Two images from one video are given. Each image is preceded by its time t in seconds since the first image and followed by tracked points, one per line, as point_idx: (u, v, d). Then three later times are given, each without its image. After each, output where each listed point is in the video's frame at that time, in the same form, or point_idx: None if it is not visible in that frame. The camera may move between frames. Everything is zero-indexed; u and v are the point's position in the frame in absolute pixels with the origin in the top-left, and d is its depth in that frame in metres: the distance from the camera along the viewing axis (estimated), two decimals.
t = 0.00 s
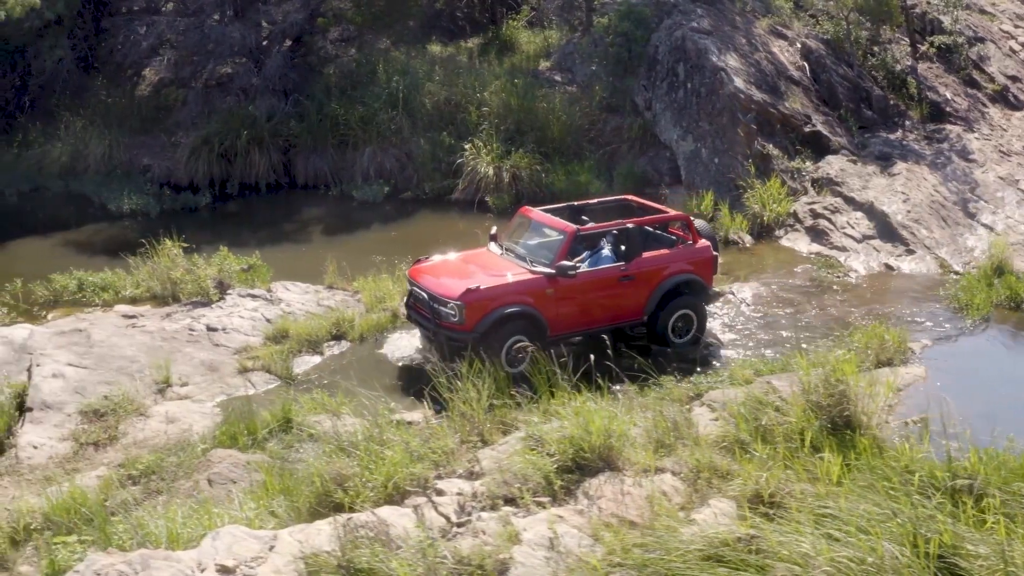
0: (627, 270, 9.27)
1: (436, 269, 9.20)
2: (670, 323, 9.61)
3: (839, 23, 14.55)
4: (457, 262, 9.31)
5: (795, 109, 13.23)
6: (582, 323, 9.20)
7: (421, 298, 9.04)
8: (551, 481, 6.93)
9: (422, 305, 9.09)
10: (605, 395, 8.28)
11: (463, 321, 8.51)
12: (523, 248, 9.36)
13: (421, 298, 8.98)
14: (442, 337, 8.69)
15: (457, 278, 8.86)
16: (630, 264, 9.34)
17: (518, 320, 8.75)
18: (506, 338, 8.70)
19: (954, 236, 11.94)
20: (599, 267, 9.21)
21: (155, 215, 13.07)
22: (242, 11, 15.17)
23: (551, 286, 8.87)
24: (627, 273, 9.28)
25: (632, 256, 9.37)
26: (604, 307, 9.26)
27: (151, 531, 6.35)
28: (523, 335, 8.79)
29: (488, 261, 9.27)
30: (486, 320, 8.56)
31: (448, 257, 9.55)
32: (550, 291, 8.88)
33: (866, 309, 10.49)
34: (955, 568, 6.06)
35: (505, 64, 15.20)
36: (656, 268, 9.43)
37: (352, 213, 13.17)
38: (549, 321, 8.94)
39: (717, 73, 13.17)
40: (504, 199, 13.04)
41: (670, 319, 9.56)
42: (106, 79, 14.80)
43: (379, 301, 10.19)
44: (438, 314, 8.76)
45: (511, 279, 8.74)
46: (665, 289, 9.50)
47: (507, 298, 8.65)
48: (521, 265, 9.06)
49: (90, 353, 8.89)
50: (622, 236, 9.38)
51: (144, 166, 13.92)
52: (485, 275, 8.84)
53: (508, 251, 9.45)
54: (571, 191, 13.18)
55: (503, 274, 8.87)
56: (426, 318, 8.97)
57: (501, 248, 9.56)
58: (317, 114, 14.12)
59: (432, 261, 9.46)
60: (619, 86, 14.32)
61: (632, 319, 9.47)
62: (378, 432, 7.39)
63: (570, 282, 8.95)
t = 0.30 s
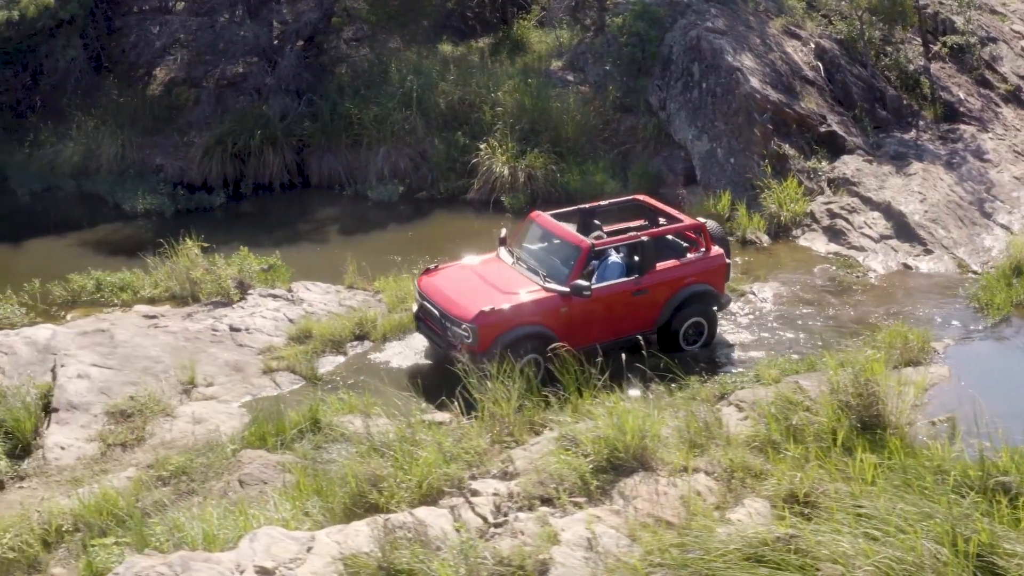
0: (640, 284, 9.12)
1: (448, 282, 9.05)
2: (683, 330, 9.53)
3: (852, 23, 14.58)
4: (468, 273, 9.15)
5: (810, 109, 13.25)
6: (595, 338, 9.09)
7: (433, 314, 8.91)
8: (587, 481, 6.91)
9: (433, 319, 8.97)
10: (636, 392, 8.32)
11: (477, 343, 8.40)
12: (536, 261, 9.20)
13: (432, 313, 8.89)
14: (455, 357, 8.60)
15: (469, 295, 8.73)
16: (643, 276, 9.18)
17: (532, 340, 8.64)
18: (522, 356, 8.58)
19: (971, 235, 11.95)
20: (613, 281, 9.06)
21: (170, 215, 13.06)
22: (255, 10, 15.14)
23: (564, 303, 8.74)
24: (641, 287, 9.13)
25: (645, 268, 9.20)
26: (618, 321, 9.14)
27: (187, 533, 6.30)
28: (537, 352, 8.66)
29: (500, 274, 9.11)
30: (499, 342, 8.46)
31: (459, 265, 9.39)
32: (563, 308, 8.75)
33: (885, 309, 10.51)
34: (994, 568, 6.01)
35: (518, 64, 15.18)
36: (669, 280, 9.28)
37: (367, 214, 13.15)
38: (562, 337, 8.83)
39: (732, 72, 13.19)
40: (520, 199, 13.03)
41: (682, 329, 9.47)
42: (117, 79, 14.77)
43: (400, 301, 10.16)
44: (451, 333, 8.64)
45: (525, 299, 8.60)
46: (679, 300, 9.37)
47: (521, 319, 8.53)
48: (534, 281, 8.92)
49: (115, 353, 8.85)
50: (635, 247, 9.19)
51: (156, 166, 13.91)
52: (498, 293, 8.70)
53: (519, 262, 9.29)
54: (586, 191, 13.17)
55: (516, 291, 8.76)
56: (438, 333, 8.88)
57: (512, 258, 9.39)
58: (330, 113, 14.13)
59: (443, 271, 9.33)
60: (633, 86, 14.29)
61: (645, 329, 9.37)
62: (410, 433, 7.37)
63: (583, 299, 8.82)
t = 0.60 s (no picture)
0: (646, 291, 9.09)
1: (452, 289, 8.99)
2: (688, 336, 9.51)
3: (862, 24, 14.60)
4: (473, 281, 9.11)
5: (823, 109, 13.27)
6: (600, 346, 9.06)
7: (438, 322, 8.85)
8: (616, 481, 6.91)
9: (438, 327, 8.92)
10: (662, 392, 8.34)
11: (485, 353, 8.36)
12: (542, 268, 9.18)
13: (437, 320, 8.82)
14: (461, 365, 8.56)
15: (475, 303, 8.67)
16: (649, 283, 9.15)
17: (538, 348, 8.61)
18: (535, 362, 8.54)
19: (985, 236, 11.97)
20: (619, 289, 9.02)
21: (181, 216, 13.06)
22: (265, 10, 15.14)
23: (571, 312, 8.71)
24: (647, 294, 9.10)
25: (651, 275, 9.16)
26: (624, 328, 9.11)
27: (218, 534, 6.25)
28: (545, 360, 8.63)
29: (505, 281, 9.06)
30: (507, 351, 8.43)
31: (463, 271, 9.34)
32: (570, 316, 8.72)
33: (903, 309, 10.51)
34: None
35: (529, 63, 15.16)
36: (674, 288, 9.25)
37: (379, 214, 13.14)
38: (569, 345, 8.80)
39: (745, 72, 13.19)
40: (533, 199, 13.02)
41: (685, 335, 9.45)
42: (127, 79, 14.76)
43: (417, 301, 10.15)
44: (457, 341, 8.59)
45: (532, 307, 8.56)
46: (683, 307, 9.34)
47: (528, 328, 8.50)
48: (541, 289, 8.88)
49: (135, 354, 8.82)
50: (641, 254, 9.14)
51: (167, 166, 13.93)
52: (504, 301, 8.66)
53: (525, 269, 9.27)
54: (599, 191, 13.15)
55: (522, 299, 8.71)
56: (442, 340, 8.82)
57: (517, 264, 9.35)
58: (341, 113, 14.13)
59: (446, 277, 9.26)
60: (644, 86, 14.26)
61: (650, 336, 9.34)
62: (437, 433, 7.34)
63: (590, 307, 8.79)
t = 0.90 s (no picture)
0: (660, 294, 9.05)
1: (466, 288, 8.95)
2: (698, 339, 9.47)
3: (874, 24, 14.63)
4: (486, 280, 9.06)
5: (836, 109, 13.29)
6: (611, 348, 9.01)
7: (450, 321, 8.80)
8: (649, 481, 6.90)
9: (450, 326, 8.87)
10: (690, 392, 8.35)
11: (498, 353, 8.31)
12: (555, 269, 9.14)
13: (450, 319, 8.77)
14: (474, 365, 8.51)
15: (489, 303, 8.63)
16: (662, 286, 9.11)
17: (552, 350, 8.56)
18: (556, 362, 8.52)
19: (1000, 236, 11.99)
20: (632, 292, 8.98)
21: (195, 216, 13.02)
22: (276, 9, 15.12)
23: (585, 314, 8.67)
24: (660, 297, 9.06)
25: (664, 279, 9.11)
26: (636, 331, 9.07)
27: (253, 535, 6.22)
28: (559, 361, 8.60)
29: (519, 281, 9.02)
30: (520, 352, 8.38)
31: (476, 271, 9.29)
32: (584, 318, 8.68)
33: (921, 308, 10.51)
34: None
35: (540, 62, 15.15)
36: (686, 291, 9.20)
37: (393, 214, 13.12)
38: (581, 347, 8.76)
39: (759, 72, 13.20)
40: (547, 198, 13.00)
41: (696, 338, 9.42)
42: (138, 78, 14.76)
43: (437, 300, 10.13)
44: (470, 341, 8.54)
45: (546, 308, 8.52)
46: (695, 311, 9.30)
47: (542, 329, 8.46)
48: (555, 290, 8.84)
49: (158, 354, 8.80)
50: (656, 257, 9.10)
51: (178, 165, 13.92)
52: (518, 302, 8.61)
53: (537, 269, 9.23)
54: (612, 191, 13.17)
55: (536, 300, 8.67)
56: (454, 339, 8.78)
57: (530, 264, 9.32)
58: (353, 113, 14.15)
59: (458, 276, 9.21)
60: (656, 86, 14.27)
61: (661, 339, 9.30)
62: (468, 433, 7.33)
63: (603, 310, 8.75)
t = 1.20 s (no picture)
0: (671, 294, 9.02)
1: (476, 287, 8.90)
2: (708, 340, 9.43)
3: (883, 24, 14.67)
4: (496, 280, 9.02)
5: (848, 109, 13.32)
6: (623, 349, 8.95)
7: (460, 319, 8.74)
8: (679, 480, 6.90)
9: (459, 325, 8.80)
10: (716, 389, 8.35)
11: (512, 351, 8.25)
12: (566, 269, 9.12)
13: (460, 318, 8.71)
14: (486, 364, 8.44)
15: (501, 301, 8.58)
16: (673, 286, 9.08)
17: (564, 348, 8.51)
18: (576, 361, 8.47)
19: (1012, 236, 12.02)
20: (644, 292, 8.95)
21: (206, 216, 12.98)
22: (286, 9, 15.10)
23: (598, 313, 8.63)
24: (671, 298, 9.03)
25: (675, 279, 9.09)
26: (647, 331, 9.02)
27: (285, 536, 6.19)
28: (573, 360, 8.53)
29: (529, 281, 8.97)
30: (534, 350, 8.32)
31: (485, 270, 9.24)
32: (597, 317, 8.64)
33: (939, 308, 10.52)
34: None
35: (550, 61, 15.13)
36: (697, 292, 9.17)
37: (406, 213, 13.10)
38: (593, 347, 8.71)
39: (771, 72, 13.21)
40: (559, 198, 12.99)
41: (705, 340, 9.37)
42: (146, 79, 14.76)
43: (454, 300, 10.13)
44: (482, 339, 8.48)
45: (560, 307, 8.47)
46: (705, 311, 9.27)
47: (555, 327, 8.40)
48: (567, 289, 8.80)
49: (179, 354, 8.79)
50: (666, 257, 9.08)
51: (188, 165, 13.91)
52: (531, 300, 8.56)
53: (548, 269, 9.21)
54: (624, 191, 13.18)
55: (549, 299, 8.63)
56: (465, 338, 8.73)
57: (539, 264, 9.29)
58: (364, 113, 14.20)
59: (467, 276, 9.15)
60: (667, 86, 14.30)
61: (671, 341, 9.26)
62: (495, 433, 7.31)
63: (615, 309, 8.71)
